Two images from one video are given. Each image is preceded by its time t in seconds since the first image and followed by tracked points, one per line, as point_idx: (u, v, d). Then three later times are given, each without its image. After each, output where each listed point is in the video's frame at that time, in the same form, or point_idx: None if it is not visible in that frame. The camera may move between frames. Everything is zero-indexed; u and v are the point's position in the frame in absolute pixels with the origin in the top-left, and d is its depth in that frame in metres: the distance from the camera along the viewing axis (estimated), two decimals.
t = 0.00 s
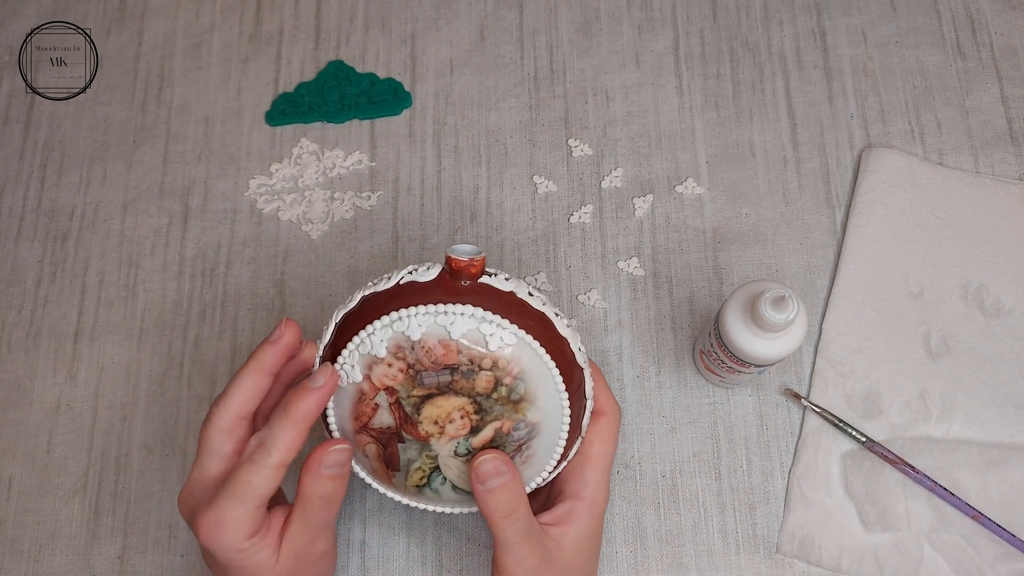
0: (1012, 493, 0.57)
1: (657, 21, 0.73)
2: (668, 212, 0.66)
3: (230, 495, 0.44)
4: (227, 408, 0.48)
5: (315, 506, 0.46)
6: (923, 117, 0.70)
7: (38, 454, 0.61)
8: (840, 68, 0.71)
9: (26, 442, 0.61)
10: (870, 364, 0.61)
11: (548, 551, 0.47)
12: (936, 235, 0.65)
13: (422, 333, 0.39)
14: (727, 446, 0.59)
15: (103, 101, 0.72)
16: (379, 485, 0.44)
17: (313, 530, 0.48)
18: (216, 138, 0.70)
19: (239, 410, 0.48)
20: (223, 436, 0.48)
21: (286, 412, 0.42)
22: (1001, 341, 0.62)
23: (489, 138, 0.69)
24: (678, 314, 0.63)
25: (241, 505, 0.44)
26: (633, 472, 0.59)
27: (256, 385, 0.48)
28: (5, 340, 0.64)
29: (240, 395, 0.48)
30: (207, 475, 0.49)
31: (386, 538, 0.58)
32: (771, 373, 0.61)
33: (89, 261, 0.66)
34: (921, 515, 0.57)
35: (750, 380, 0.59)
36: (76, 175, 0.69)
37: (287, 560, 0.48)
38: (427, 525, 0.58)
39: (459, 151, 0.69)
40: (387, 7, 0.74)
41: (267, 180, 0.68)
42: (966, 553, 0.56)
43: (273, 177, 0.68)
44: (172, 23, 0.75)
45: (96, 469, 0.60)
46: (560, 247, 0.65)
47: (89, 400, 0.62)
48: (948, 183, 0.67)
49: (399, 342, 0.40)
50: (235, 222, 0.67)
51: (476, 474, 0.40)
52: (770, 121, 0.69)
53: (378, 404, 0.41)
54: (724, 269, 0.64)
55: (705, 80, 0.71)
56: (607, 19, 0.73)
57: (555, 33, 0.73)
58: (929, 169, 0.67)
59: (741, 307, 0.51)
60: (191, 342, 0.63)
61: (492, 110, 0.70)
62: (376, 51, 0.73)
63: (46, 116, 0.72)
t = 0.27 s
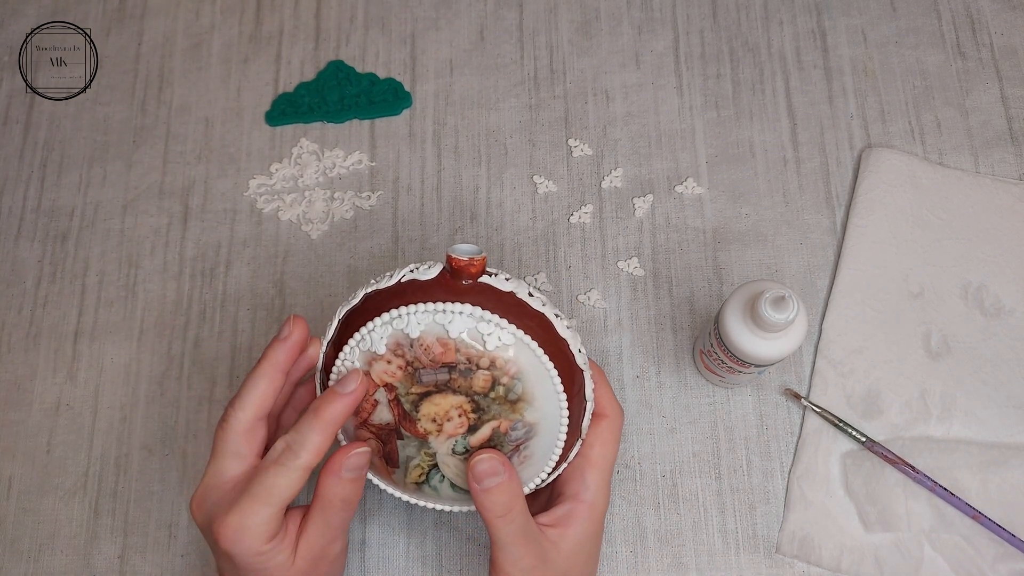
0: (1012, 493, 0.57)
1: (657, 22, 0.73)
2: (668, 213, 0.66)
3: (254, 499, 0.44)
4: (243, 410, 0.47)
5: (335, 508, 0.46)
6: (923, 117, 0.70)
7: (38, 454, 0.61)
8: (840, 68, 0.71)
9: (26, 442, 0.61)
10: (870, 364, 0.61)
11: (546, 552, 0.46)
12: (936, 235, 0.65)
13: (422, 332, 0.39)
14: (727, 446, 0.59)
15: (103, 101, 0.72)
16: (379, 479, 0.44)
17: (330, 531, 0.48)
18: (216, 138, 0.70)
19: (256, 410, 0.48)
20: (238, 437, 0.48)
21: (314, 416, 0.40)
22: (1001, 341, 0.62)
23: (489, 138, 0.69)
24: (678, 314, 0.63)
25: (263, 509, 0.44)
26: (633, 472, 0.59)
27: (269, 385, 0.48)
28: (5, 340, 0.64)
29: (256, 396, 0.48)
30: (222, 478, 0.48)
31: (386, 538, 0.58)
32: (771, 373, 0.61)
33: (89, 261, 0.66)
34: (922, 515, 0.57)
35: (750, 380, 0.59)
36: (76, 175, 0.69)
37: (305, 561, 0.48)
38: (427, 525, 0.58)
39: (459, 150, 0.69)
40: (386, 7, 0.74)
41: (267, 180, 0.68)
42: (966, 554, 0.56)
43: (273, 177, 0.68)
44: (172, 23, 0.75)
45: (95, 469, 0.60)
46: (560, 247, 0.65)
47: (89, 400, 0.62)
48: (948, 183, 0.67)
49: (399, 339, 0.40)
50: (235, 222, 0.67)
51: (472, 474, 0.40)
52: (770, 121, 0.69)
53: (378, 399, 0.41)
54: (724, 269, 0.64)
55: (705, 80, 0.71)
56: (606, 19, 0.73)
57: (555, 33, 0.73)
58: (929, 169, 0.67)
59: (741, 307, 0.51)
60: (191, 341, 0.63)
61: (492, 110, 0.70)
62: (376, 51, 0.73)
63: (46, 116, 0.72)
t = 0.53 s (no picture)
0: (1012, 493, 0.57)
1: (657, 21, 0.73)
2: (669, 212, 0.66)
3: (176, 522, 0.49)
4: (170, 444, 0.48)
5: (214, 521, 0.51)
6: (923, 117, 0.70)
7: (38, 454, 0.61)
8: (840, 68, 0.71)
9: (26, 442, 0.61)
10: (870, 364, 0.61)
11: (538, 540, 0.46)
12: (936, 235, 0.65)
13: (378, 357, 0.37)
14: (727, 446, 0.59)
15: (103, 101, 0.72)
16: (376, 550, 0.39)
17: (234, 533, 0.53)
18: (216, 138, 0.70)
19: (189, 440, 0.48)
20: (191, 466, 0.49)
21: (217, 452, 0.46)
22: (1001, 341, 0.62)
23: (489, 138, 0.69)
24: (678, 314, 0.63)
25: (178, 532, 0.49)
26: (633, 472, 0.59)
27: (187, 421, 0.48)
28: (5, 339, 0.64)
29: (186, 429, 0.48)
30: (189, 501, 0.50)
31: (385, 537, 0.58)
32: (771, 373, 0.61)
33: (88, 261, 0.66)
34: (922, 514, 0.57)
35: (750, 380, 0.59)
36: (76, 175, 0.69)
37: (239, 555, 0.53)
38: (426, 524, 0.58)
39: (459, 150, 0.69)
40: (386, 7, 0.74)
41: (267, 180, 0.68)
42: (966, 553, 0.56)
43: (273, 177, 0.68)
44: (172, 23, 0.75)
45: (95, 469, 0.60)
46: (560, 247, 0.65)
47: (89, 401, 0.62)
48: (948, 183, 0.67)
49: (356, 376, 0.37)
50: (235, 222, 0.67)
51: (480, 474, 0.39)
52: (770, 121, 0.69)
53: (355, 449, 0.37)
54: (724, 269, 0.64)
55: (705, 80, 0.71)
56: (607, 19, 0.73)
57: (555, 32, 0.73)
58: (929, 169, 0.67)
59: (741, 307, 0.51)
60: (190, 341, 0.63)
61: (492, 110, 0.70)
62: (376, 51, 0.73)
63: (46, 116, 0.72)
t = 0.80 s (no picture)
0: (1012, 493, 0.57)
1: (657, 21, 0.73)
2: (669, 213, 0.66)
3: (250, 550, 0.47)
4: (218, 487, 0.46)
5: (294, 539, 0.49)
6: (923, 117, 0.69)
7: (38, 454, 0.61)
8: (840, 68, 0.71)
9: (26, 442, 0.61)
10: (870, 364, 0.61)
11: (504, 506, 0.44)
12: (936, 235, 0.65)
13: (367, 382, 0.40)
14: (727, 446, 0.59)
15: (103, 101, 0.72)
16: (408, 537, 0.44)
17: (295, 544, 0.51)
18: (215, 138, 0.70)
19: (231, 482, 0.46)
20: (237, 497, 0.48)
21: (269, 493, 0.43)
22: (1001, 341, 0.62)
23: (489, 138, 0.69)
24: (678, 314, 0.63)
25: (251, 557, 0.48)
26: (633, 472, 0.59)
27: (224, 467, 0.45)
28: (5, 340, 0.64)
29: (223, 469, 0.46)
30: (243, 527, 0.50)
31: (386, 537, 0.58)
32: (771, 373, 0.61)
33: (88, 261, 0.66)
34: (922, 515, 0.57)
35: (750, 381, 0.59)
36: (76, 175, 0.69)
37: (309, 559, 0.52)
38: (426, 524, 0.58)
39: (459, 151, 0.69)
40: (386, 7, 0.74)
41: (267, 180, 0.68)
42: (965, 553, 0.56)
43: (273, 177, 0.68)
44: (172, 23, 0.75)
45: (95, 470, 0.60)
46: (560, 247, 0.65)
47: (89, 401, 0.62)
48: (948, 183, 0.67)
49: (351, 404, 0.40)
50: (235, 222, 0.67)
51: (485, 462, 0.41)
52: (770, 121, 0.69)
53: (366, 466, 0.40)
54: (724, 269, 0.64)
55: (705, 80, 0.71)
56: (606, 19, 0.73)
57: (555, 33, 0.73)
58: (929, 169, 0.67)
59: (741, 307, 0.51)
60: (190, 342, 0.63)
61: (492, 110, 0.70)
62: (376, 51, 0.73)
63: (46, 116, 0.72)
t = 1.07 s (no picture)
0: (1012, 493, 0.57)
1: (657, 21, 0.73)
2: (669, 213, 0.66)
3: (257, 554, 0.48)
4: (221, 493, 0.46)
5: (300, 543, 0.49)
6: (923, 117, 0.70)
7: (38, 454, 0.61)
8: (840, 68, 0.71)
9: (26, 442, 0.61)
10: (870, 364, 0.61)
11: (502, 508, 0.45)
12: (936, 235, 0.65)
13: (370, 385, 0.40)
14: (727, 446, 0.59)
15: (103, 101, 0.72)
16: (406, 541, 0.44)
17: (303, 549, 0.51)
18: (216, 138, 0.70)
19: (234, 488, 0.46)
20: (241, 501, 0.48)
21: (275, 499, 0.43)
22: (1001, 341, 0.62)
23: (489, 138, 0.69)
24: (678, 314, 0.63)
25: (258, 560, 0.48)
26: (633, 472, 0.59)
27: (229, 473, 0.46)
28: (5, 340, 0.64)
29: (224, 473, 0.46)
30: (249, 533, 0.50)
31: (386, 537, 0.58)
32: (770, 373, 0.61)
33: (88, 261, 0.66)
34: (921, 514, 0.57)
35: (750, 381, 0.59)
36: (76, 175, 0.69)
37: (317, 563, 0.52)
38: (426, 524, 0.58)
39: (459, 151, 0.69)
40: (387, 7, 0.74)
41: (267, 180, 0.68)
42: (965, 553, 0.56)
43: (273, 177, 0.68)
44: (172, 23, 0.75)
45: (95, 470, 0.60)
46: (560, 247, 0.65)
47: (89, 401, 0.62)
48: (948, 183, 0.67)
49: (353, 406, 0.40)
50: (235, 222, 0.67)
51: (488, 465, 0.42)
52: (770, 121, 0.69)
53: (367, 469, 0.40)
54: (724, 269, 0.64)
55: (705, 80, 0.71)
56: (606, 19, 0.73)
57: (555, 32, 0.73)
58: (929, 169, 0.67)
59: (741, 307, 0.51)
60: (190, 342, 0.63)
61: (492, 110, 0.70)
62: (376, 51, 0.73)
63: (46, 116, 0.72)
